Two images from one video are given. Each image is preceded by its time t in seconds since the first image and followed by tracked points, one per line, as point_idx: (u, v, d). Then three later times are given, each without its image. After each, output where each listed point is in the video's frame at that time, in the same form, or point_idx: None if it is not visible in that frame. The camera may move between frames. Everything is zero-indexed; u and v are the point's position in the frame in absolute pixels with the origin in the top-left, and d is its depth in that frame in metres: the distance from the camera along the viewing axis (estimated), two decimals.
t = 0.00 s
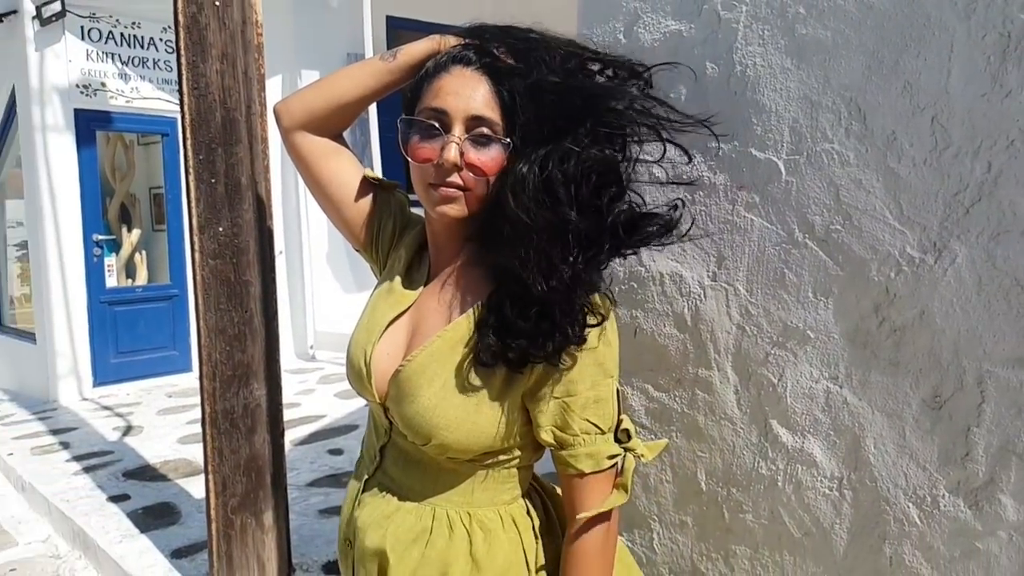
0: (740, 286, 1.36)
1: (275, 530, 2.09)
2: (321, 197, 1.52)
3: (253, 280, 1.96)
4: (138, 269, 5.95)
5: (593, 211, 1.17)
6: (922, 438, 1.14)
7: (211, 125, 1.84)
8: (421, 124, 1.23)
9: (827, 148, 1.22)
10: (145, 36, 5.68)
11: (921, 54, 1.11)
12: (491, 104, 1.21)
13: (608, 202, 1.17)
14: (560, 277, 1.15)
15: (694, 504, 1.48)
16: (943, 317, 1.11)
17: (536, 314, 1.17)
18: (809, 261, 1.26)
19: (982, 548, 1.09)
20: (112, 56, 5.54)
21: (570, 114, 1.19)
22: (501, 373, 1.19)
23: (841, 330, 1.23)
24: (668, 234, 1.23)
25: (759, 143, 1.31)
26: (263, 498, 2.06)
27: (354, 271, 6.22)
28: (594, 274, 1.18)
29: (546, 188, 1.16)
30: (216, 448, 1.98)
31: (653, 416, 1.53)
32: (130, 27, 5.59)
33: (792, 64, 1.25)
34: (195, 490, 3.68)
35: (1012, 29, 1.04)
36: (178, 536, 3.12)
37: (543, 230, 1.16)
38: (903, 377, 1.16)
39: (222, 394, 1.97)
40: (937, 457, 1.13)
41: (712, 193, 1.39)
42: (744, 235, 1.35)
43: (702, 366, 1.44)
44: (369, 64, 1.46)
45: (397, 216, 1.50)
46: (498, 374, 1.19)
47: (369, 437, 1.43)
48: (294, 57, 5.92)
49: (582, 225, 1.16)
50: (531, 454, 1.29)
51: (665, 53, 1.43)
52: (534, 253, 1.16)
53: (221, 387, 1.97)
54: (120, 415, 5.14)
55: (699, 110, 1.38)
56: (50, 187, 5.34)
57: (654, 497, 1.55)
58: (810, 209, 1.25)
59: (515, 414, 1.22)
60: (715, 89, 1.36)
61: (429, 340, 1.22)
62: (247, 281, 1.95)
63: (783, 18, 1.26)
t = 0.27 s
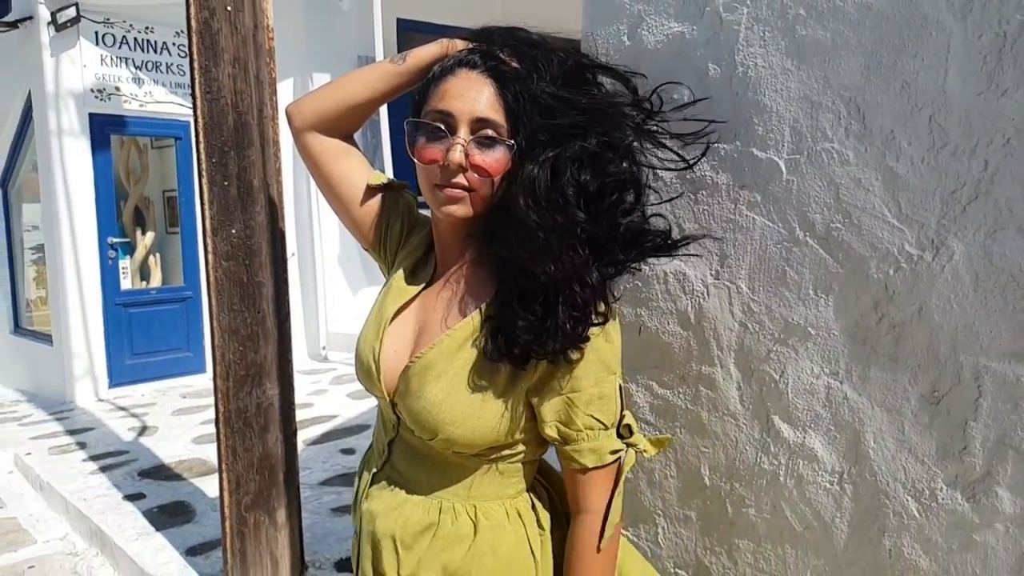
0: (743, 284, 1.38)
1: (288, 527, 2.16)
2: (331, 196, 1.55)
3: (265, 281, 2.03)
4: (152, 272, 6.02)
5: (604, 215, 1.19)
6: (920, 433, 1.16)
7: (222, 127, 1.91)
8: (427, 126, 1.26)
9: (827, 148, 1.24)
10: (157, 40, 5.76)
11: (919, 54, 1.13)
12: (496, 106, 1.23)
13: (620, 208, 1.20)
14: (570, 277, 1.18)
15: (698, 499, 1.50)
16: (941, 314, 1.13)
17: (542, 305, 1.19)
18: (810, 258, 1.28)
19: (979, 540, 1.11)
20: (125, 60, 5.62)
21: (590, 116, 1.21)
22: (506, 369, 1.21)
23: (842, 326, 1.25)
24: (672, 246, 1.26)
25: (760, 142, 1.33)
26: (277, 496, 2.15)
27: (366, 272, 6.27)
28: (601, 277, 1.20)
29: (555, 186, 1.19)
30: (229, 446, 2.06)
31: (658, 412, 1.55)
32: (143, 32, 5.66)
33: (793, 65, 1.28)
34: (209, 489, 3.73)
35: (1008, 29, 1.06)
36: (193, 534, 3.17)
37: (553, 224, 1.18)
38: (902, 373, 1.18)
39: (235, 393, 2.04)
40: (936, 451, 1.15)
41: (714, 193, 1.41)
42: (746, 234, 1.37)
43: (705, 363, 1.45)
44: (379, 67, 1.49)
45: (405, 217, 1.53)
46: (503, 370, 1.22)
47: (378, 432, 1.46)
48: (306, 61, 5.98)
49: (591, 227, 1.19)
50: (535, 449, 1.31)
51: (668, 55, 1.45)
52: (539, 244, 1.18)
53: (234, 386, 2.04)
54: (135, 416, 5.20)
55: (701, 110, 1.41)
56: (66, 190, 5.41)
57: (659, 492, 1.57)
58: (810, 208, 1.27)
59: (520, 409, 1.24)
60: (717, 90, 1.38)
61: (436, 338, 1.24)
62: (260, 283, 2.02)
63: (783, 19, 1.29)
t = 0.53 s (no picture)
0: (739, 282, 1.40)
1: (294, 524, 2.31)
2: (336, 194, 1.58)
3: (272, 281, 2.18)
4: (160, 272, 6.06)
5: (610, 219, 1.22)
6: (912, 427, 1.18)
7: (230, 129, 2.07)
8: (430, 127, 1.29)
9: (822, 148, 1.27)
10: (166, 41, 5.81)
11: (911, 56, 1.16)
12: (497, 108, 1.26)
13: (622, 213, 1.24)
14: (573, 273, 1.22)
15: (695, 494, 1.52)
16: (932, 311, 1.15)
17: (545, 301, 1.22)
18: (805, 257, 1.30)
19: (968, 532, 1.13)
20: (134, 62, 5.68)
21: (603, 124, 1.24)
22: (507, 364, 1.24)
23: (836, 323, 1.27)
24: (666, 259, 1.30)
25: (757, 143, 1.35)
26: (282, 492, 2.28)
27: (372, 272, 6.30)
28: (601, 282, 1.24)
29: (562, 185, 1.22)
30: (237, 443, 2.19)
31: (657, 408, 1.57)
32: (151, 33, 5.72)
33: (789, 67, 1.30)
34: (216, 487, 3.77)
35: (998, 31, 1.08)
36: (200, 531, 3.20)
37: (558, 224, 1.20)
38: (895, 369, 1.20)
39: (243, 391, 2.18)
40: (926, 445, 1.17)
41: (712, 193, 1.43)
42: (743, 233, 1.39)
43: (703, 359, 1.48)
44: (385, 69, 1.52)
45: (409, 216, 1.56)
46: (504, 366, 1.24)
47: (381, 426, 1.49)
48: (313, 62, 6.02)
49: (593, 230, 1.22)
50: (534, 444, 1.33)
51: (668, 56, 1.48)
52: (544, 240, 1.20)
53: (242, 384, 2.18)
54: (143, 414, 5.25)
55: (700, 112, 1.43)
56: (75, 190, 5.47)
57: (658, 488, 1.59)
58: (806, 208, 1.29)
59: (520, 404, 1.26)
60: (715, 91, 1.41)
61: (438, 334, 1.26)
62: (267, 282, 2.17)
63: (780, 22, 1.31)
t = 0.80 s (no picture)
0: (735, 281, 1.43)
1: (298, 519, 2.34)
2: (341, 192, 1.61)
3: (277, 279, 2.21)
4: (166, 271, 6.12)
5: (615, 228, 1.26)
6: (902, 424, 1.21)
7: (235, 129, 2.11)
8: (431, 129, 1.32)
9: (817, 150, 1.29)
10: (172, 41, 5.85)
11: (903, 60, 1.17)
12: (498, 110, 1.29)
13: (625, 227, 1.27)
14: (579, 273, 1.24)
15: (691, 489, 1.55)
16: (922, 310, 1.18)
17: (551, 298, 1.23)
18: (799, 256, 1.33)
19: (955, 526, 1.16)
20: (140, 62, 5.72)
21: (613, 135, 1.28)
22: (505, 361, 1.26)
23: (828, 322, 1.30)
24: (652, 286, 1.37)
25: (753, 144, 1.38)
26: (287, 488, 2.31)
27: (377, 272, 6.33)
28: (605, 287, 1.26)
29: (567, 187, 1.24)
30: (242, 439, 2.23)
31: (654, 405, 1.60)
32: (157, 33, 5.76)
33: (784, 70, 1.32)
34: (221, 483, 3.80)
35: (988, 35, 1.09)
36: (205, 526, 3.23)
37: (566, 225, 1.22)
38: (885, 367, 1.23)
39: (248, 388, 2.21)
40: (916, 441, 1.20)
41: (709, 193, 1.46)
42: (739, 233, 1.42)
43: (699, 357, 1.50)
44: (391, 70, 1.55)
45: (412, 215, 1.59)
46: (502, 362, 1.26)
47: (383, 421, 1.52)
48: (318, 62, 6.06)
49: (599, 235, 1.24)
50: (532, 439, 1.36)
51: (666, 59, 1.51)
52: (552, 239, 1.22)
53: (248, 381, 2.21)
54: (149, 412, 5.29)
55: (697, 114, 1.46)
56: (82, 189, 5.52)
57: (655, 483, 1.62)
58: (800, 208, 1.32)
59: (519, 400, 1.28)
60: (712, 93, 1.43)
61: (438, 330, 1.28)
62: (272, 281, 2.20)
63: (776, 25, 1.33)
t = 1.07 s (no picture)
0: (730, 280, 1.46)
1: (303, 514, 2.38)
2: (345, 191, 1.65)
3: (283, 277, 2.25)
4: (173, 269, 6.17)
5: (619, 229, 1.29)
6: (891, 420, 1.24)
7: (242, 129, 2.15)
8: (433, 130, 1.35)
9: (810, 152, 1.31)
10: (179, 40, 5.90)
11: (894, 64, 1.19)
12: (500, 113, 1.32)
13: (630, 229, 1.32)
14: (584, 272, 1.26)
15: (687, 484, 1.58)
16: (911, 309, 1.20)
17: (557, 298, 1.26)
18: (793, 256, 1.35)
19: (942, 520, 1.19)
20: (148, 61, 5.77)
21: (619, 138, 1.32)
22: (503, 357, 1.29)
23: (821, 321, 1.33)
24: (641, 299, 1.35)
25: (748, 147, 1.40)
26: (292, 484, 2.35)
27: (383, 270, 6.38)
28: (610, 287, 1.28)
29: (570, 188, 1.27)
30: (248, 435, 2.26)
31: (651, 402, 1.63)
32: (165, 33, 5.81)
33: (779, 73, 1.34)
34: (228, 479, 3.85)
35: (976, 41, 1.11)
36: (212, 521, 3.28)
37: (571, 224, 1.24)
38: (876, 365, 1.26)
39: (254, 384, 2.25)
40: (905, 437, 1.23)
41: (705, 194, 1.48)
42: (734, 233, 1.44)
43: (696, 355, 1.53)
44: (396, 73, 1.58)
45: (415, 214, 1.61)
46: (502, 358, 1.29)
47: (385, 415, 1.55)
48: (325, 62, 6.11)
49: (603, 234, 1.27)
50: (530, 434, 1.38)
51: (665, 62, 1.53)
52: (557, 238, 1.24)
53: (254, 377, 2.25)
54: (157, 409, 5.34)
55: (694, 117, 1.48)
56: (90, 189, 5.58)
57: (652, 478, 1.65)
58: (794, 209, 1.34)
59: (517, 396, 1.31)
60: (708, 96, 1.46)
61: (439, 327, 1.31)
62: (278, 279, 2.24)
63: (771, 29, 1.35)
